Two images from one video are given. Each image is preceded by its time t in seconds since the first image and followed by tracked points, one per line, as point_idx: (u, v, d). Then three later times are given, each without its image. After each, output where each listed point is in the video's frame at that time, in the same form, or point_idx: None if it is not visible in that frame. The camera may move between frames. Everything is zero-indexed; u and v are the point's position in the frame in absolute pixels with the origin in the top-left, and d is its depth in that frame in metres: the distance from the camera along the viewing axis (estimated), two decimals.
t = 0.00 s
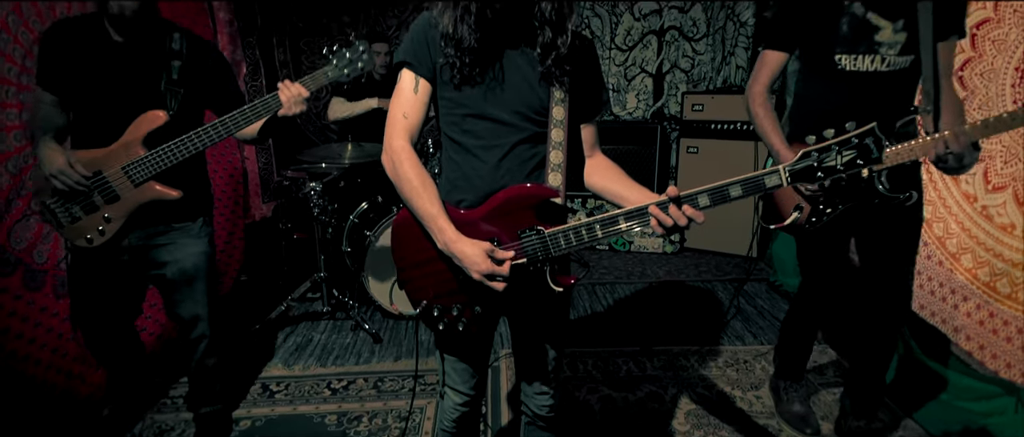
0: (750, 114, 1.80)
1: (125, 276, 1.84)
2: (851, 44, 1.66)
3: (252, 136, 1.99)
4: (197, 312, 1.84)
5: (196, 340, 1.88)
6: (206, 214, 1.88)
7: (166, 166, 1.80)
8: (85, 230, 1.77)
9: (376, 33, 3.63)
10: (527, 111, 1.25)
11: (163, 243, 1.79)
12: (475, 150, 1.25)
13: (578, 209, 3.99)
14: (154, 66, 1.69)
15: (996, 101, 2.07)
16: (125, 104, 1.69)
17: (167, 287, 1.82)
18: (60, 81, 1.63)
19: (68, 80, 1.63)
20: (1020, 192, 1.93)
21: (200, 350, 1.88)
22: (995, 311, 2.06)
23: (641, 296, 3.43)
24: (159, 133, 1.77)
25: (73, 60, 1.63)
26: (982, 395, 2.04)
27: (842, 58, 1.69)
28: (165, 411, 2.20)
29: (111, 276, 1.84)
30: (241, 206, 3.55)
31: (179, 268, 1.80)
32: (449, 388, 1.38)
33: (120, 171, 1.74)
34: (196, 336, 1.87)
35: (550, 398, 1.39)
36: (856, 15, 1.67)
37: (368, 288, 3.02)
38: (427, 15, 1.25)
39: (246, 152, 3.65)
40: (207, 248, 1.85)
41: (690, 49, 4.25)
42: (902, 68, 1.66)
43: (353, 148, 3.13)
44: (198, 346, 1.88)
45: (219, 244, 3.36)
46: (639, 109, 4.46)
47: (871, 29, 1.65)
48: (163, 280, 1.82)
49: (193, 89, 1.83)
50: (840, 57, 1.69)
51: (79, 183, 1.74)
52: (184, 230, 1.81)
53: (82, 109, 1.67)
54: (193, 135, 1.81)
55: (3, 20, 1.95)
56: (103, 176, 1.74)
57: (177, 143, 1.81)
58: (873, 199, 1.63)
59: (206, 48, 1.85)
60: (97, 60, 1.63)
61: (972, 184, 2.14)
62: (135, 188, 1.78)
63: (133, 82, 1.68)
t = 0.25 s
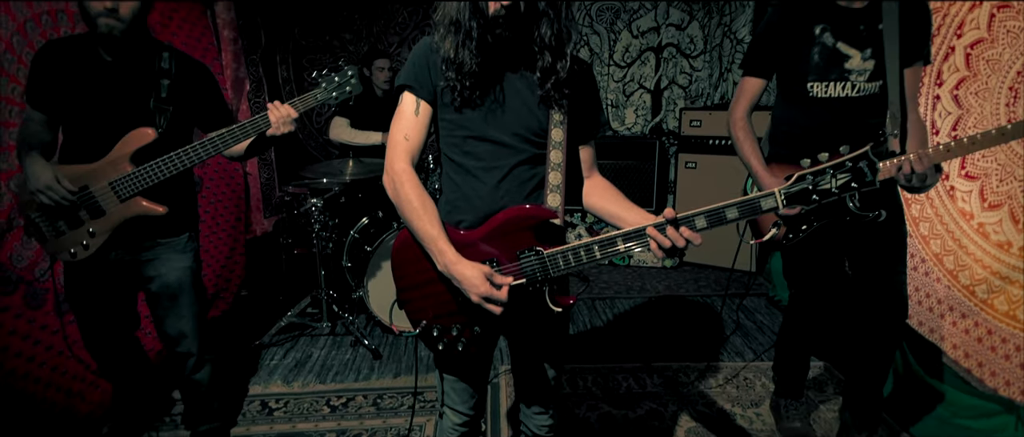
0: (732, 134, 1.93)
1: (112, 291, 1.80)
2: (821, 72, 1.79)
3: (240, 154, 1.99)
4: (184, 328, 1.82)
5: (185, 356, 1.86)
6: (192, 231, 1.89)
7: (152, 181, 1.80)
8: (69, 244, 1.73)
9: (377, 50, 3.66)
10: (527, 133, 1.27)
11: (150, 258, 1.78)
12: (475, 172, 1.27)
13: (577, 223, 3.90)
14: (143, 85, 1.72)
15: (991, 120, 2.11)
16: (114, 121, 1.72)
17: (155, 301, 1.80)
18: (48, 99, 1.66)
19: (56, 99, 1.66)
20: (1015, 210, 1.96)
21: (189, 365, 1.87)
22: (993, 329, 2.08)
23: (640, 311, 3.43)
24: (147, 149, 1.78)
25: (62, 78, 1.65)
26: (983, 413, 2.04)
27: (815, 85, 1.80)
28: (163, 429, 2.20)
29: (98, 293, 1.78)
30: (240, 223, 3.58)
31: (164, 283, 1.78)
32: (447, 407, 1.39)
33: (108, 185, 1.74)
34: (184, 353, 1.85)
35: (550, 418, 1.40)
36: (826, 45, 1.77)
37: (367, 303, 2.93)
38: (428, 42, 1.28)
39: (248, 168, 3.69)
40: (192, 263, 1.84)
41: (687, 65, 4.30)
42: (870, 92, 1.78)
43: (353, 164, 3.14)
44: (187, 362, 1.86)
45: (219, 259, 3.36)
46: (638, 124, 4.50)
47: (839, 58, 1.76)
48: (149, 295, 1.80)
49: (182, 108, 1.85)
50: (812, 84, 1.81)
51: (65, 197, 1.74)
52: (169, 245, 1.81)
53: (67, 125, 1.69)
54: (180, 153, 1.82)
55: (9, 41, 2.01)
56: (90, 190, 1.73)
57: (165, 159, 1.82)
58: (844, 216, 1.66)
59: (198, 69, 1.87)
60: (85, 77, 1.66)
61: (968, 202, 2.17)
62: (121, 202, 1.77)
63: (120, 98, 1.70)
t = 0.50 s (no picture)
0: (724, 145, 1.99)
1: (115, 305, 1.83)
2: (810, 84, 1.80)
3: (237, 160, 2.03)
4: (184, 339, 1.83)
5: (186, 368, 1.86)
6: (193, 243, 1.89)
7: (153, 196, 1.83)
8: (78, 264, 1.74)
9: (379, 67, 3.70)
10: (526, 153, 1.28)
11: (151, 270, 1.79)
12: (475, 191, 1.28)
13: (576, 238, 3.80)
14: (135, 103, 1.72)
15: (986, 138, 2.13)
16: (109, 140, 1.73)
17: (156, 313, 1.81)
18: (41, 125, 1.67)
19: (49, 124, 1.67)
20: (1011, 228, 1.96)
21: (190, 377, 1.87)
22: (992, 346, 2.08)
23: (640, 327, 3.42)
24: (145, 165, 1.80)
25: (53, 102, 1.66)
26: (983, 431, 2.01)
27: (803, 97, 1.82)
28: None
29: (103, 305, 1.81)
30: (240, 239, 3.59)
31: (164, 294, 1.79)
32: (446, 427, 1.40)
33: (111, 204, 1.76)
34: (185, 364, 1.85)
35: None
36: (813, 58, 1.79)
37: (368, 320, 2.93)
38: (429, 63, 1.30)
39: (249, 184, 3.69)
40: (193, 275, 1.85)
41: (685, 82, 4.35)
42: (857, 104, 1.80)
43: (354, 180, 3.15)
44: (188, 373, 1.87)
45: (219, 274, 3.37)
46: (636, 139, 4.53)
47: (827, 70, 1.79)
48: (150, 307, 1.82)
49: (174, 122, 1.86)
50: (801, 95, 1.82)
51: (68, 218, 1.75)
52: (172, 256, 1.82)
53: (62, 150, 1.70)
54: (177, 166, 1.86)
55: (12, 61, 2.07)
56: (93, 210, 1.75)
57: (163, 173, 1.85)
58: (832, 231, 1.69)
59: (186, 83, 1.87)
60: (77, 100, 1.66)
61: (965, 219, 2.18)
62: (125, 219, 1.78)
63: (113, 117, 1.71)
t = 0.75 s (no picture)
0: (722, 166, 2.02)
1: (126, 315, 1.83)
2: (801, 107, 1.89)
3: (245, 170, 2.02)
4: (196, 354, 1.87)
5: (197, 380, 1.90)
6: (204, 258, 1.92)
7: (164, 206, 1.84)
8: (87, 274, 1.78)
9: (378, 83, 3.73)
10: (524, 173, 1.30)
11: (164, 287, 1.82)
12: (474, 210, 1.29)
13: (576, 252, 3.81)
14: (147, 115, 1.74)
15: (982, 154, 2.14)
16: (122, 152, 1.75)
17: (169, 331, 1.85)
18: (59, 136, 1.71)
19: (65, 137, 1.71)
20: (1008, 244, 1.98)
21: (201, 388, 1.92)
22: (992, 363, 2.08)
23: (640, 342, 3.41)
24: (158, 175, 1.81)
25: (70, 113, 1.70)
26: None
27: (795, 119, 1.90)
28: None
29: (115, 318, 1.80)
30: (241, 253, 3.68)
31: (176, 311, 1.83)
32: None
33: (122, 214, 1.78)
34: (197, 376, 1.90)
35: None
36: (803, 82, 1.87)
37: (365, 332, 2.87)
38: (427, 83, 1.33)
39: (250, 199, 3.79)
40: (204, 291, 1.89)
41: (683, 97, 4.38)
42: (847, 126, 1.89)
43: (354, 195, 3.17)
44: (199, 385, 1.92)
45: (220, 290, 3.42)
46: (635, 154, 4.56)
47: (817, 94, 1.88)
48: (163, 322, 1.85)
49: (186, 134, 1.86)
50: (792, 118, 1.91)
51: (79, 229, 1.76)
52: (183, 273, 1.85)
53: (78, 161, 1.73)
54: (188, 176, 1.87)
55: (17, 80, 2.10)
56: (104, 220, 1.77)
57: (174, 183, 1.85)
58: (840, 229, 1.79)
59: (200, 94, 1.88)
60: (93, 112, 1.70)
61: (962, 235, 2.19)
62: (136, 229, 1.80)
63: (126, 129, 1.73)
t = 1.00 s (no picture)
0: (720, 177, 2.14)
1: (144, 332, 1.84)
2: (799, 122, 1.96)
3: (258, 194, 2.01)
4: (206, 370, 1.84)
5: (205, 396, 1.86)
6: (217, 275, 1.92)
7: (184, 223, 1.86)
8: (107, 288, 1.79)
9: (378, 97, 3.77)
10: (523, 190, 1.31)
11: (178, 303, 1.83)
12: (473, 228, 1.31)
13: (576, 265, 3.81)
14: (171, 134, 1.75)
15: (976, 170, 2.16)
16: (145, 171, 1.76)
17: (180, 348, 1.84)
18: (84, 155, 1.72)
19: (91, 154, 1.72)
20: (1003, 260, 1.99)
21: (207, 406, 1.86)
22: (990, 379, 2.08)
23: (638, 356, 3.41)
24: (180, 192, 1.83)
25: (97, 133, 1.71)
26: None
27: (793, 134, 1.98)
28: None
29: (132, 335, 1.83)
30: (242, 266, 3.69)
31: (188, 327, 1.82)
32: None
33: (142, 231, 1.80)
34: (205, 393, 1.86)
35: None
36: (802, 98, 1.93)
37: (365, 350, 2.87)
38: (428, 102, 1.35)
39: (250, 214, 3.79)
40: (216, 308, 1.87)
41: (680, 111, 4.41)
42: (844, 142, 1.94)
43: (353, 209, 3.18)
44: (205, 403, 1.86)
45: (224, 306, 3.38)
46: (633, 167, 4.60)
47: (816, 109, 1.93)
48: (175, 338, 1.84)
49: (208, 154, 1.87)
50: (792, 133, 1.98)
51: (101, 243, 1.80)
52: (197, 290, 1.85)
53: (105, 179, 1.76)
54: (209, 194, 1.87)
55: (23, 97, 2.14)
56: (126, 236, 1.79)
57: (195, 202, 1.87)
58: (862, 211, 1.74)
59: (221, 114, 1.90)
60: (117, 131, 1.71)
61: (958, 250, 2.21)
62: (154, 246, 1.82)
63: (149, 149, 1.74)
